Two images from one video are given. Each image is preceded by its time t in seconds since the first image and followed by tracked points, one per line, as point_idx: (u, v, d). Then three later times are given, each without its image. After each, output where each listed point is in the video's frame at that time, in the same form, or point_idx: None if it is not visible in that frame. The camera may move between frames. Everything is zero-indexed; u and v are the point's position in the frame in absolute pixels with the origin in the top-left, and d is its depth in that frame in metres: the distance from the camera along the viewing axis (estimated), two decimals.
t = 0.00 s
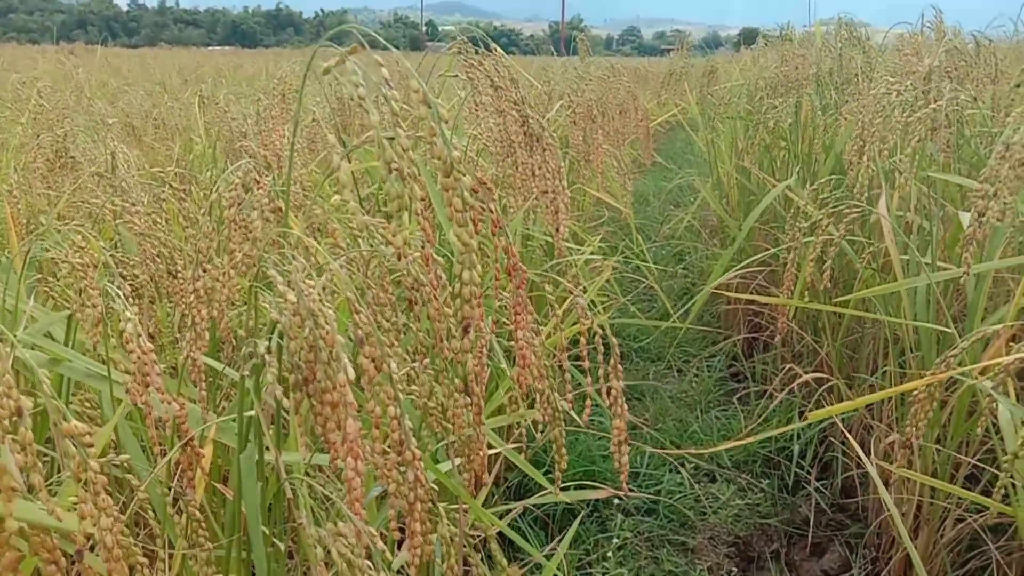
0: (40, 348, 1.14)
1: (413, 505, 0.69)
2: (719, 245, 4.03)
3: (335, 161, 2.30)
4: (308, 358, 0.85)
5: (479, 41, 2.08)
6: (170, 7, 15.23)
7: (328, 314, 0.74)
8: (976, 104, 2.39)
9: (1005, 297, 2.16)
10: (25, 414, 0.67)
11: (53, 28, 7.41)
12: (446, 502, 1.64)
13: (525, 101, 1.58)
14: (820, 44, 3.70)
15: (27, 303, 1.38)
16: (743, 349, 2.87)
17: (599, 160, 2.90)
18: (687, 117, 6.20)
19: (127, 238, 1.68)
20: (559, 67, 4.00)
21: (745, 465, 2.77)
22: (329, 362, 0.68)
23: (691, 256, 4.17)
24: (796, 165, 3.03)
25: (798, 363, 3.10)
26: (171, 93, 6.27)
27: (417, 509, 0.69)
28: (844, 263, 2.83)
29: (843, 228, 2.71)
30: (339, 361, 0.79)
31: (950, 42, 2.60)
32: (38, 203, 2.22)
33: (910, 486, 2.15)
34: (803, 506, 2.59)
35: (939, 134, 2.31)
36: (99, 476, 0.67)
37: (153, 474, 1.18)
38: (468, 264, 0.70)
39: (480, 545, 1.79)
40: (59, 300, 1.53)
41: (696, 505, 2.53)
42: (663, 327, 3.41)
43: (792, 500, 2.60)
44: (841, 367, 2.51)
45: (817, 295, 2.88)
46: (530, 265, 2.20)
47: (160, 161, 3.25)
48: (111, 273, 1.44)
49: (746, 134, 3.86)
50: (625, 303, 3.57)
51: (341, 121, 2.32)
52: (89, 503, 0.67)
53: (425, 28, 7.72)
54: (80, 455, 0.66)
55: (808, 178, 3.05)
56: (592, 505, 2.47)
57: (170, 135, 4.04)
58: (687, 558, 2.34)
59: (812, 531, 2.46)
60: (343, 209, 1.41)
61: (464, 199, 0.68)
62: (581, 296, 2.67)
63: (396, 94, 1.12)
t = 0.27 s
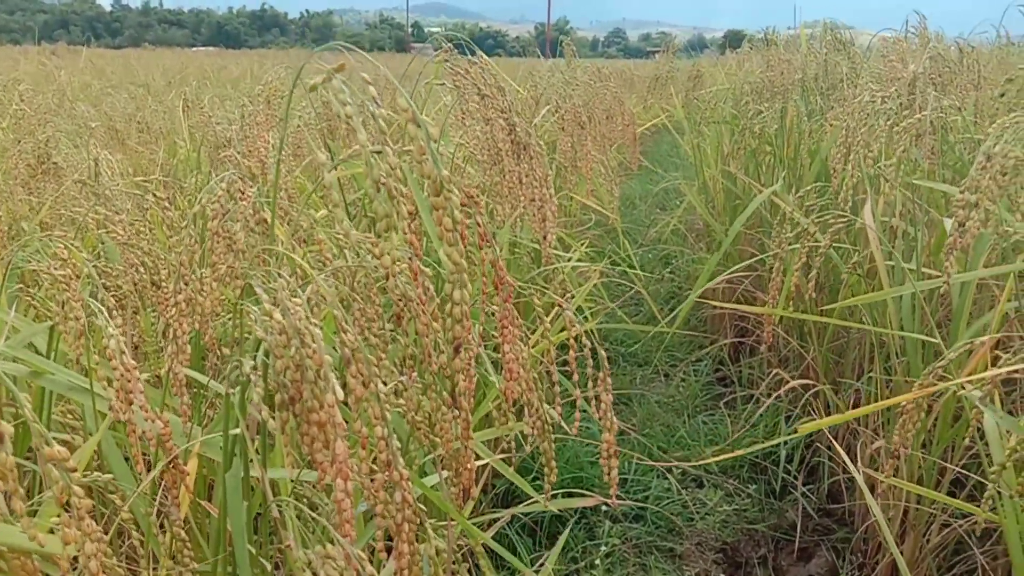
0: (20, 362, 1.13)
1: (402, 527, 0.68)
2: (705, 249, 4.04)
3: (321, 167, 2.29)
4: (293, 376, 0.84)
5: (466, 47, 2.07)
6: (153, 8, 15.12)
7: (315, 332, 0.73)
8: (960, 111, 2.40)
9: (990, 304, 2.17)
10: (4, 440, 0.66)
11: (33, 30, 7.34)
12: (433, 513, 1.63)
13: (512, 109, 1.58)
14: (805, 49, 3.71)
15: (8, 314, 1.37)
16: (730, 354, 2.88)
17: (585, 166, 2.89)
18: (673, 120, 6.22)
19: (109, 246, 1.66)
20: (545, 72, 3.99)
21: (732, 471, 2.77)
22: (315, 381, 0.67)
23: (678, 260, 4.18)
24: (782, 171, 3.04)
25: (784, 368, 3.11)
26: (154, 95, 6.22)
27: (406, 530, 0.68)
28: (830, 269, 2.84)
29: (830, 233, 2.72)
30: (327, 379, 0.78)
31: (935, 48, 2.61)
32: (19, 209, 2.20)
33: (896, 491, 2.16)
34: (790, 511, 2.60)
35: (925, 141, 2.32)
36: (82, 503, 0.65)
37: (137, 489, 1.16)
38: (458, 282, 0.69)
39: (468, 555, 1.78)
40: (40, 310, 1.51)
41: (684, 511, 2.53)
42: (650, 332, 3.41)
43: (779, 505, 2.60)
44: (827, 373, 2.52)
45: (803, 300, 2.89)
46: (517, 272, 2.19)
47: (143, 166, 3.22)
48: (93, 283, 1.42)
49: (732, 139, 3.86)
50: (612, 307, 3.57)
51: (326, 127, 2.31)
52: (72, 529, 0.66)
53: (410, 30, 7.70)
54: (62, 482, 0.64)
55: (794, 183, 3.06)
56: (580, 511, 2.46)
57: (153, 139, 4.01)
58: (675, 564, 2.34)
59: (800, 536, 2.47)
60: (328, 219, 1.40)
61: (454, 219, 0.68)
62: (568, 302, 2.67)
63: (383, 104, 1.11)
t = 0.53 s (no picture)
0: (5, 371, 1.11)
1: (395, 543, 0.66)
2: (697, 253, 4.03)
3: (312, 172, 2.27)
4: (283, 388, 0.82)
5: (458, 51, 2.05)
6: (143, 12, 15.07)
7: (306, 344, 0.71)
8: (953, 116, 2.40)
9: (984, 309, 2.17)
10: None
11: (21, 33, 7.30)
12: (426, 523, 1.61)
13: (505, 115, 1.56)
14: (797, 54, 3.72)
15: None
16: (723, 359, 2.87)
17: (578, 170, 2.89)
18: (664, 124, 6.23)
19: (97, 253, 1.63)
20: (537, 76, 3.98)
21: (725, 476, 2.77)
22: (307, 394, 0.65)
23: (670, 264, 4.17)
24: (775, 175, 3.03)
25: (777, 372, 3.11)
26: (143, 98, 6.19)
27: (399, 547, 0.67)
28: (823, 273, 2.83)
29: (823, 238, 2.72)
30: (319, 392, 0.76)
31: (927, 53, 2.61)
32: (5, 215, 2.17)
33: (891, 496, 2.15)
34: (784, 516, 2.59)
35: (918, 146, 2.31)
36: (67, 521, 0.64)
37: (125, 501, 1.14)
38: (453, 293, 0.68)
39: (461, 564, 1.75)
40: (27, 317, 1.49)
41: (677, 516, 2.52)
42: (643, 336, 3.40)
43: (773, 510, 2.60)
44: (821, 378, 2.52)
45: (796, 305, 2.88)
46: (510, 277, 2.17)
47: (133, 170, 3.20)
48: (80, 290, 1.40)
49: (724, 143, 3.86)
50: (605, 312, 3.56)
51: (317, 132, 2.29)
52: (56, 547, 0.64)
53: (402, 34, 7.70)
54: (46, 500, 0.63)
55: (787, 188, 3.06)
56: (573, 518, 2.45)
57: (142, 143, 3.99)
58: (669, 571, 2.33)
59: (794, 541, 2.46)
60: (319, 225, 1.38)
61: (449, 228, 0.66)
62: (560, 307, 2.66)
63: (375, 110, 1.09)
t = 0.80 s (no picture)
0: None
1: (387, 554, 0.65)
2: (693, 253, 4.02)
3: (307, 171, 2.25)
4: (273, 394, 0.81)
5: (454, 49, 2.03)
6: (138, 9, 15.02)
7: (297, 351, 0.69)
8: (951, 116, 2.39)
9: (981, 311, 2.16)
10: None
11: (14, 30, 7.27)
12: (419, 528, 1.59)
13: (501, 114, 1.54)
14: (794, 54, 3.70)
15: None
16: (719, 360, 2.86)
17: (574, 170, 2.87)
18: (660, 123, 6.22)
19: (88, 253, 1.62)
20: (533, 75, 3.96)
21: (721, 477, 2.76)
22: (297, 402, 0.64)
23: (666, 264, 4.16)
24: (772, 175, 3.02)
25: (774, 373, 3.09)
26: (137, 96, 6.16)
27: (392, 558, 0.65)
28: (819, 274, 2.82)
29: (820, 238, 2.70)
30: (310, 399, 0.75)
31: (925, 54, 2.60)
32: None
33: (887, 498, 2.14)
34: (780, 517, 2.58)
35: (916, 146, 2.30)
36: (49, 533, 0.62)
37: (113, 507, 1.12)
38: (447, 299, 0.66)
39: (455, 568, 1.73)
40: (16, 319, 1.47)
41: (673, 518, 2.51)
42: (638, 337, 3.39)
43: (769, 511, 2.58)
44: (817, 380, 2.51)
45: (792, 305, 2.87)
46: (505, 278, 2.15)
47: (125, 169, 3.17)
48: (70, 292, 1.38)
49: (721, 143, 3.85)
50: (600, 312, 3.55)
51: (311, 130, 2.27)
52: (38, 560, 0.62)
53: (398, 31, 7.68)
54: (27, 512, 0.61)
55: (784, 188, 3.04)
56: (568, 520, 2.43)
57: (136, 141, 3.97)
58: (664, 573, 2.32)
59: (789, 542, 2.45)
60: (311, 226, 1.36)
61: (443, 232, 0.64)
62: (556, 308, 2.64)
63: (368, 109, 1.07)
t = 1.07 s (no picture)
0: None
1: None
2: (684, 258, 4.02)
3: (295, 178, 2.24)
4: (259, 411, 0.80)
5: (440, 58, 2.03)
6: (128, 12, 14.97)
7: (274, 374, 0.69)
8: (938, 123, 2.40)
9: (969, 316, 2.16)
10: None
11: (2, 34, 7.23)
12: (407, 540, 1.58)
13: (486, 124, 1.53)
14: (784, 58, 3.70)
15: None
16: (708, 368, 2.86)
17: (563, 176, 2.87)
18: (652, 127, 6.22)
19: (71, 264, 1.60)
20: (523, 80, 3.96)
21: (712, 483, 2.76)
22: (272, 427, 0.63)
23: (657, 268, 4.16)
24: (761, 180, 3.02)
25: (764, 378, 3.09)
26: (126, 100, 6.13)
27: None
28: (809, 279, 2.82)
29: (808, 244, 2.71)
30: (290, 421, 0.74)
31: (913, 59, 2.60)
32: None
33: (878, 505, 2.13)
34: (770, 523, 2.57)
35: (903, 153, 2.30)
36: (20, 560, 0.61)
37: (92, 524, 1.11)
38: (422, 321, 0.65)
39: None
40: None
41: (663, 525, 2.50)
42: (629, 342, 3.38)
43: (759, 517, 2.58)
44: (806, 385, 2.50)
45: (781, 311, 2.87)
46: (493, 285, 2.15)
47: (113, 175, 3.16)
48: (52, 305, 1.37)
49: (711, 147, 3.85)
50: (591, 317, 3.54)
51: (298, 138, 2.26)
52: None
53: (389, 34, 7.66)
54: None
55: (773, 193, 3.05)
56: (559, 527, 2.42)
57: (124, 146, 3.95)
58: None
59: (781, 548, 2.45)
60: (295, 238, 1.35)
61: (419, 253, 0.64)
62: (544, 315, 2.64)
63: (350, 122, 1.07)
